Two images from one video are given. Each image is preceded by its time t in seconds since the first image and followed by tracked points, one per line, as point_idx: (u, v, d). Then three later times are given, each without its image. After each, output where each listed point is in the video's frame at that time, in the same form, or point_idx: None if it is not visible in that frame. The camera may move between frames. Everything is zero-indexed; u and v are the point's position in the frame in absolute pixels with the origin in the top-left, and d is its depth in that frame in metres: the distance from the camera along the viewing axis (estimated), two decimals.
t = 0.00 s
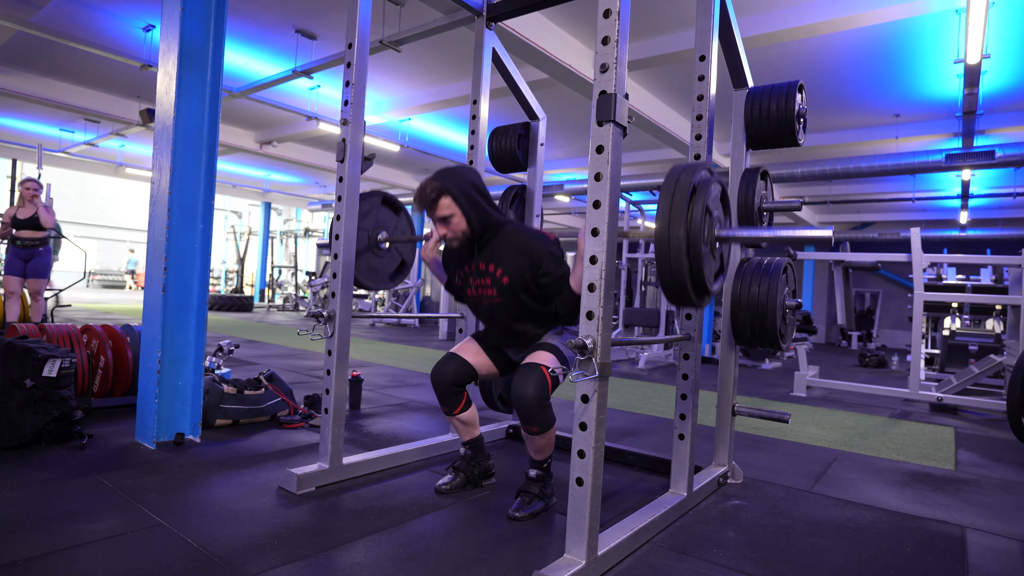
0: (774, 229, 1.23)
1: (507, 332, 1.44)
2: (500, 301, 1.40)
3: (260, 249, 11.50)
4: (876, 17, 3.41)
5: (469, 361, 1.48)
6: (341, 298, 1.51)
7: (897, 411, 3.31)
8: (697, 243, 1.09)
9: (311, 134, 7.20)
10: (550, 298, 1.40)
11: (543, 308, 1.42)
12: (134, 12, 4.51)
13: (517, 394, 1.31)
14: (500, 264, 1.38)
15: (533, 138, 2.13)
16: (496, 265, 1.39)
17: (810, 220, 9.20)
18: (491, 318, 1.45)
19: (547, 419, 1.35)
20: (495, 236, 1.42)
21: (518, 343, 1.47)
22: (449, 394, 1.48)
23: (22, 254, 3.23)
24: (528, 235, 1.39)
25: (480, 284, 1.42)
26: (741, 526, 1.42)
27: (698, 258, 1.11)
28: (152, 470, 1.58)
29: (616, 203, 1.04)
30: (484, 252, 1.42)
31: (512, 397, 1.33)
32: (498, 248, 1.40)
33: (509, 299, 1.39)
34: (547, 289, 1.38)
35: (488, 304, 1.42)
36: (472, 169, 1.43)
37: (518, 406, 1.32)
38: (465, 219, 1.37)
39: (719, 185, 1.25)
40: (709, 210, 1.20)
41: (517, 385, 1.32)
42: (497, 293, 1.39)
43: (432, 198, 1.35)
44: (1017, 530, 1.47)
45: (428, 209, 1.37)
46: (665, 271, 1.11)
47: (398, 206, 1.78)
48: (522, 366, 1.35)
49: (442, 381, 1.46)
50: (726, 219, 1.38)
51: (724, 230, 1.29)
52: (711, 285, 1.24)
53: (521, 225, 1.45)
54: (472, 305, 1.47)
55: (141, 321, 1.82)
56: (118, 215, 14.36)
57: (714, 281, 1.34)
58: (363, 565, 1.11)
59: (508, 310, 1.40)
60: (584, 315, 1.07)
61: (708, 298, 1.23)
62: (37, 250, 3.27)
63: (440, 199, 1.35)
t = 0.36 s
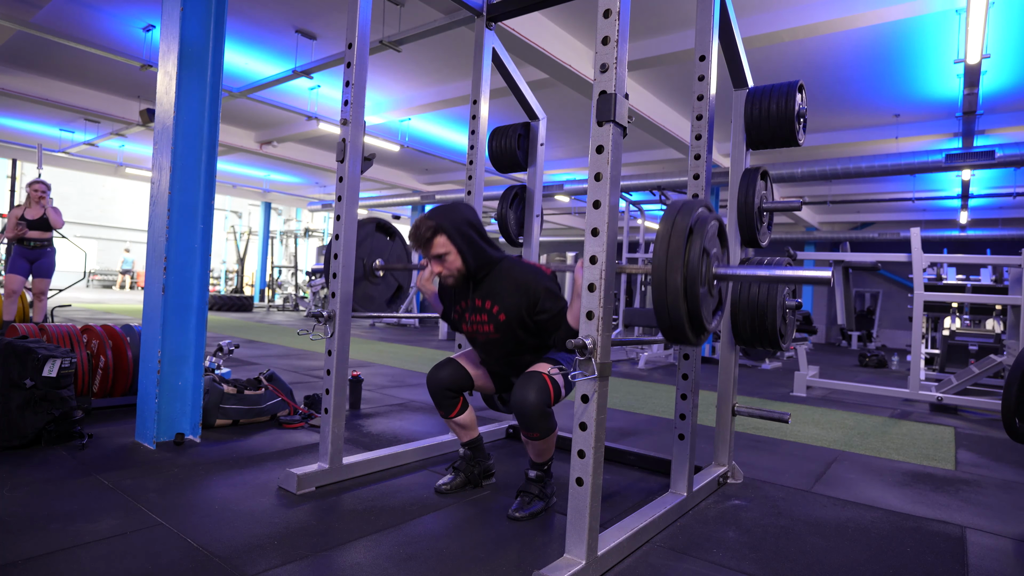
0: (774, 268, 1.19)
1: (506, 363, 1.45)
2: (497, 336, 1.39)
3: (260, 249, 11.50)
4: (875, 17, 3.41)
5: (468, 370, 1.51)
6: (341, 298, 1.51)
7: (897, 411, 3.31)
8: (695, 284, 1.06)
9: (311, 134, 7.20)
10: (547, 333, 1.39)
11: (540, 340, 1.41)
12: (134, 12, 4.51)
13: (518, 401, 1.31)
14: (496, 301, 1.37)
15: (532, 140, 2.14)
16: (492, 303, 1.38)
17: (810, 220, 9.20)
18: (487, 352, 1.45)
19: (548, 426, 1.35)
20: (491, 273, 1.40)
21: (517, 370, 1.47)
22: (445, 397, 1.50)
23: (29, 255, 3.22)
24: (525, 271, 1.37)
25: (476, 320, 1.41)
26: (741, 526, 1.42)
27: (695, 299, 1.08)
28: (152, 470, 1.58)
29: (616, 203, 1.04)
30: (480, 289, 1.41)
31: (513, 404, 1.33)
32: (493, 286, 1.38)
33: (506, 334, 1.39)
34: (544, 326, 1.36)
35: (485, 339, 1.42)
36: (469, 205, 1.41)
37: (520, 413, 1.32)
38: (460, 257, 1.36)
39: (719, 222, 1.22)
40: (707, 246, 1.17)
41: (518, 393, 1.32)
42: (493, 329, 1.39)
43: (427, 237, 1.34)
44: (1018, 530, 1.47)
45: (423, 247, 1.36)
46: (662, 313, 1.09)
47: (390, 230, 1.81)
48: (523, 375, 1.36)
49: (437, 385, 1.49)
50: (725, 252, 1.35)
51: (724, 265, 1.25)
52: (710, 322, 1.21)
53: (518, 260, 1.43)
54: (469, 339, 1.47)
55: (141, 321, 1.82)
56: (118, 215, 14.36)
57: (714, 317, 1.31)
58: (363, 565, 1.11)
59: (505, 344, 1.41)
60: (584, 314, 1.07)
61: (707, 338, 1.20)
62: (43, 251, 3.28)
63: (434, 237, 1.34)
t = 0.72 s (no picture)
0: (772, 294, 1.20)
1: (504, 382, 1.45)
2: (495, 357, 1.39)
3: (260, 249, 11.51)
4: (875, 18, 3.41)
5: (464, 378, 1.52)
6: (341, 298, 1.51)
7: (897, 411, 3.31)
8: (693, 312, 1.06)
9: (311, 134, 7.20)
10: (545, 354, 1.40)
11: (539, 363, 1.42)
12: (134, 12, 4.50)
13: (515, 405, 1.31)
14: (495, 324, 1.36)
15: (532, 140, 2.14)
16: (490, 325, 1.36)
17: (810, 220, 9.20)
18: (484, 373, 1.44)
19: (546, 431, 1.36)
20: (488, 295, 1.38)
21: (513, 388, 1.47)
22: (438, 401, 1.51)
23: (23, 254, 3.22)
24: (523, 293, 1.37)
25: (474, 342, 1.40)
26: (741, 526, 1.42)
27: (692, 328, 1.08)
28: (152, 470, 1.58)
29: (616, 204, 1.04)
30: (477, 311, 1.38)
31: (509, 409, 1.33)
32: (491, 309, 1.37)
33: (505, 356, 1.39)
34: (542, 348, 1.38)
35: (484, 360, 1.41)
36: (466, 226, 1.38)
37: (518, 420, 1.32)
38: (458, 280, 1.33)
39: (718, 245, 1.21)
40: (706, 272, 1.17)
41: (515, 399, 1.32)
42: (492, 351, 1.38)
43: (424, 261, 1.31)
44: (1017, 530, 1.47)
45: (419, 271, 1.33)
46: (659, 342, 1.09)
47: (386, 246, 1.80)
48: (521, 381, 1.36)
49: (430, 390, 1.49)
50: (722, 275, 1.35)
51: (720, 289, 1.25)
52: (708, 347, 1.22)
53: (516, 281, 1.41)
54: (468, 359, 1.46)
55: (141, 321, 1.82)
56: (118, 215, 14.38)
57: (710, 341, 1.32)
58: (363, 565, 1.11)
59: (504, 365, 1.41)
60: (584, 315, 1.07)
61: (704, 362, 1.21)
62: (37, 250, 3.28)
63: (432, 262, 1.32)
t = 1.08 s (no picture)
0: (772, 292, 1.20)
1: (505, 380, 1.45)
2: (495, 355, 1.39)
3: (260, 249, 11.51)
4: (874, 18, 3.41)
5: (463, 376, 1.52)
6: (341, 298, 1.51)
7: (897, 411, 3.31)
8: (693, 310, 1.07)
9: (311, 134, 7.21)
10: (545, 350, 1.41)
11: (538, 360, 1.43)
12: (134, 12, 4.50)
13: (514, 404, 1.31)
14: (495, 322, 1.36)
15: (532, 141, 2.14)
16: (490, 323, 1.36)
17: (810, 220, 9.20)
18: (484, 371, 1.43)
19: (544, 430, 1.36)
20: (488, 293, 1.38)
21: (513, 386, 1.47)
22: (439, 401, 1.50)
23: (13, 254, 3.21)
24: (522, 291, 1.37)
25: (474, 339, 1.40)
26: (741, 526, 1.42)
27: (693, 326, 1.08)
28: (152, 470, 1.58)
29: (616, 204, 1.04)
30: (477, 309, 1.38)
31: (508, 408, 1.33)
32: (491, 306, 1.37)
33: (505, 354, 1.39)
34: (542, 345, 1.38)
35: (484, 358, 1.41)
36: (465, 224, 1.38)
37: (515, 417, 1.31)
38: (457, 278, 1.33)
39: (717, 243, 1.22)
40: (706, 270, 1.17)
41: (513, 397, 1.32)
42: (492, 349, 1.38)
43: (424, 260, 1.31)
44: (1017, 529, 1.48)
45: (419, 270, 1.33)
46: (659, 340, 1.09)
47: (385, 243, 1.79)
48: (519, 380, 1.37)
49: (431, 389, 1.49)
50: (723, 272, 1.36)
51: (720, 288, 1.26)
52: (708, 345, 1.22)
53: (515, 278, 1.41)
54: (468, 357, 1.45)
55: (141, 321, 1.82)
56: (118, 215, 14.38)
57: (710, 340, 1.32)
58: (363, 566, 1.11)
59: (504, 363, 1.41)
60: (583, 314, 1.07)
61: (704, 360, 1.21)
62: (26, 250, 3.26)
63: (431, 260, 1.31)
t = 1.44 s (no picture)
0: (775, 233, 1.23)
1: (510, 341, 1.41)
2: (500, 309, 1.38)
3: (260, 249, 11.51)
4: (875, 18, 3.41)
5: (475, 359, 1.48)
6: (341, 298, 1.51)
7: (897, 411, 3.31)
8: (697, 250, 1.10)
9: (311, 133, 7.21)
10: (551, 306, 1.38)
11: (545, 319, 1.40)
12: (134, 12, 4.51)
13: (517, 387, 1.30)
14: (499, 273, 1.38)
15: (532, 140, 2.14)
16: (495, 274, 1.38)
17: (810, 219, 9.21)
18: (490, 329, 1.43)
19: (547, 416, 1.35)
20: (493, 245, 1.42)
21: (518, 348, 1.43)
22: (455, 390, 1.49)
23: (10, 254, 3.18)
24: (528, 244, 1.38)
25: (479, 293, 1.41)
26: (740, 526, 1.42)
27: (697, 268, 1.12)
28: (152, 470, 1.58)
29: (616, 204, 1.04)
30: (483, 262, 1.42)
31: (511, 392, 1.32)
32: (497, 258, 1.40)
33: (510, 308, 1.37)
34: (548, 298, 1.35)
35: (489, 313, 1.40)
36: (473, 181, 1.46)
37: (518, 400, 1.30)
38: (463, 225, 1.39)
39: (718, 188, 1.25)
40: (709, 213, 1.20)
41: (516, 381, 1.31)
42: (497, 301, 1.38)
43: (431, 206, 1.39)
44: (1017, 529, 1.48)
45: (427, 218, 1.41)
46: (664, 282, 1.13)
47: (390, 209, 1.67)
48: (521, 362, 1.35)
49: (448, 379, 1.47)
50: (726, 218, 1.41)
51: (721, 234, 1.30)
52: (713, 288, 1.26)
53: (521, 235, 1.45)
54: (474, 314, 1.46)
55: (141, 322, 1.82)
56: (118, 215, 14.40)
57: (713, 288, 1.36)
58: (363, 565, 1.11)
59: (508, 319, 1.39)
60: (584, 314, 1.07)
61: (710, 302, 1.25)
62: (24, 251, 3.25)
63: (438, 207, 1.38)
